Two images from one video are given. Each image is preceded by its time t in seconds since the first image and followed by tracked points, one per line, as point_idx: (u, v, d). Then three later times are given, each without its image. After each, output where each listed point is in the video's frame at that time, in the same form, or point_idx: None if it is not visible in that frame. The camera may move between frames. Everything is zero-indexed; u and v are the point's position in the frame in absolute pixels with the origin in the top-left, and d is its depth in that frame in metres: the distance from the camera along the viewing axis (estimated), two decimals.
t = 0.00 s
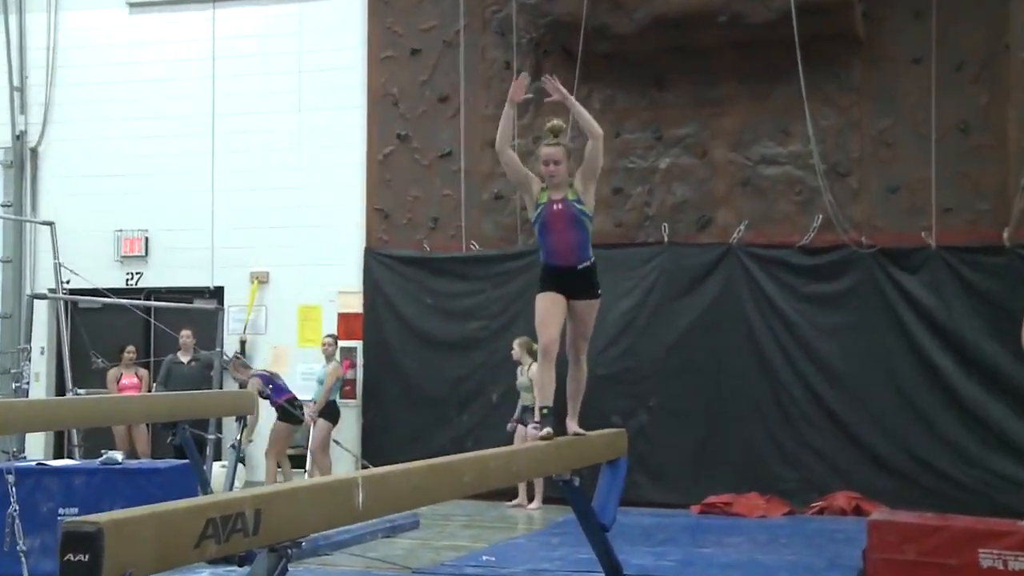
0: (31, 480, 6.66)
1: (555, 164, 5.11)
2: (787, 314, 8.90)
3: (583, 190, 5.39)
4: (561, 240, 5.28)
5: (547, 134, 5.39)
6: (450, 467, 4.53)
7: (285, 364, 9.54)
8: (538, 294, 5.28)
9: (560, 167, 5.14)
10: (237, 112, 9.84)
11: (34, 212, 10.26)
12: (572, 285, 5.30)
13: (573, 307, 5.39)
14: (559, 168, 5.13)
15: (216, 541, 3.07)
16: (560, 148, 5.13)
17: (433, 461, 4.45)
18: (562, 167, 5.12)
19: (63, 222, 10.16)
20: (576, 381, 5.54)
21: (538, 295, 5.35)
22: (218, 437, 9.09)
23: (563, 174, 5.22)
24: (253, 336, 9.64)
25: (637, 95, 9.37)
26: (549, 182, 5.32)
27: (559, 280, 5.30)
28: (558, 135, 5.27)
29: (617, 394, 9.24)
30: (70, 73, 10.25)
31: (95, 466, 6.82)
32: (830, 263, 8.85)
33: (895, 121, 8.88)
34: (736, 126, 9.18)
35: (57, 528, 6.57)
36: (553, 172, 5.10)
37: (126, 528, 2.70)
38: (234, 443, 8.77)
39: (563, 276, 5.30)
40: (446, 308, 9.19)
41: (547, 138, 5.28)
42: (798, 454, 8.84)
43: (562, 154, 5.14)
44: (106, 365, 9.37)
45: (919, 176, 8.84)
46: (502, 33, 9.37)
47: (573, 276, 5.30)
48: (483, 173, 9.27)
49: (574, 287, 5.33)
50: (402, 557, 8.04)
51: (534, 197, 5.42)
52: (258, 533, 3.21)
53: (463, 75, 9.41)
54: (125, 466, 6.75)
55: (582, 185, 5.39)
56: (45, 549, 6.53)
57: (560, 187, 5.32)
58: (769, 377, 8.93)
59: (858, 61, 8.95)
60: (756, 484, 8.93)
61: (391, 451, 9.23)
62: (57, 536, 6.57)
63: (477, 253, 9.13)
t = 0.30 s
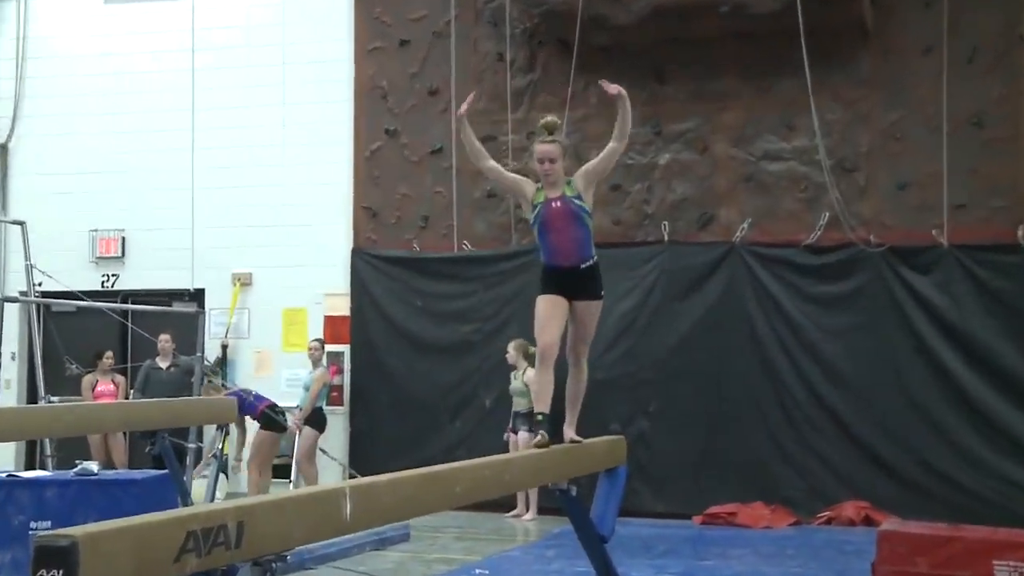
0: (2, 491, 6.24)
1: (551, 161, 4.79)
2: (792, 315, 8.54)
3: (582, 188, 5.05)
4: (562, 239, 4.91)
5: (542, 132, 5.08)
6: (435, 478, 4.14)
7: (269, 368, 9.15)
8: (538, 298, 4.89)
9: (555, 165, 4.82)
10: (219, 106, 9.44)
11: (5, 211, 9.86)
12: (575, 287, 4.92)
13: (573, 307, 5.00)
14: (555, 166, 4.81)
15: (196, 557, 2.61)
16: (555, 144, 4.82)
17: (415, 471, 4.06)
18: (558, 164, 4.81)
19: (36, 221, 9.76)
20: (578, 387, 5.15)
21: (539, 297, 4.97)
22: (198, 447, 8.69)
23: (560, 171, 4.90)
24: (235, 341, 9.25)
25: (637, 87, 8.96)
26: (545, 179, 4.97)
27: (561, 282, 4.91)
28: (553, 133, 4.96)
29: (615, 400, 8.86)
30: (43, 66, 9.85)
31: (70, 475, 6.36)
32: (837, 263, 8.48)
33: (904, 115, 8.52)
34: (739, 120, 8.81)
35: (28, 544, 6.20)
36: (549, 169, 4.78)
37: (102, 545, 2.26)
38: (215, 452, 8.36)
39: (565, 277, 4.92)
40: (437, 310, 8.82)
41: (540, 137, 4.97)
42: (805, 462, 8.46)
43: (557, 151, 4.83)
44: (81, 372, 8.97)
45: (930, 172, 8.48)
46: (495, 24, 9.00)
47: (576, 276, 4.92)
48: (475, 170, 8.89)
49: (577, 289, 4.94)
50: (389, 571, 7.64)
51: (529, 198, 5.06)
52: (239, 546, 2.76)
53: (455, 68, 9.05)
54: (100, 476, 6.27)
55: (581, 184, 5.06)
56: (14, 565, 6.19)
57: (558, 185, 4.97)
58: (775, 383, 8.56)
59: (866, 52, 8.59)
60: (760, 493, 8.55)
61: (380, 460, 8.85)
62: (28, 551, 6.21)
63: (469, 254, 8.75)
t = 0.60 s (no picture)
0: None
1: (552, 151, 4.43)
2: (797, 318, 8.18)
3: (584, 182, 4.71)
4: (557, 234, 4.55)
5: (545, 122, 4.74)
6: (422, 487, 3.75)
7: (248, 374, 8.75)
8: (529, 296, 4.53)
9: (557, 155, 4.46)
10: (197, 100, 9.04)
11: None
12: (566, 286, 4.57)
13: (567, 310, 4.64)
14: (556, 156, 4.45)
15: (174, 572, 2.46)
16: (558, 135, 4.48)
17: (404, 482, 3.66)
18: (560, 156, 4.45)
19: (5, 220, 9.34)
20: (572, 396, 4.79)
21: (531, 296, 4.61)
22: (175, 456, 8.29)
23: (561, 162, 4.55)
24: (214, 345, 8.85)
25: (633, 86, 8.45)
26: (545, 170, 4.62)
27: (552, 278, 4.55)
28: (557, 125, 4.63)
29: (612, 407, 8.48)
30: (12, 58, 9.44)
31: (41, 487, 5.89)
32: (843, 264, 8.13)
33: (914, 108, 8.15)
34: (740, 114, 8.42)
35: None
36: (550, 161, 4.42)
37: (73, 557, 2.14)
38: (193, 462, 7.95)
39: (557, 275, 4.56)
40: (425, 313, 8.44)
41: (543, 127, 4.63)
42: (810, 472, 8.09)
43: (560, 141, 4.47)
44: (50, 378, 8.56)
45: (940, 168, 8.11)
46: (486, 14, 8.61)
47: (568, 276, 4.56)
48: (464, 167, 8.51)
49: (570, 290, 4.58)
50: None
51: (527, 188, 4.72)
52: (219, 563, 2.58)
53: (444, 60, 8.67)
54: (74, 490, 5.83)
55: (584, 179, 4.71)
56: None
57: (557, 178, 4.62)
58: (779, 390, 8.20)
59: (874, 43, 8.21)
60: (764, 504, 8.18)
61: (366, 470, 8.46)
62: None
63: (459, 254, 8.38)
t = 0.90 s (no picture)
0: None
1: (553, 148, 4.21)
2: (805, 322, 7.81)
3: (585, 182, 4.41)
4: (552, 233, 4.27)
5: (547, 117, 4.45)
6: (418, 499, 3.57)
7: (232, 380, 8.40)
8: (525, 299, 4.25)
9: (559, 152, 4.24)
10: (178, 93, 8.69)
11: None
12: (563, 289, 4.27)
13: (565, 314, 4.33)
14: (557, 153, 4.23)
15: None
16: (560, 130, 4.21)
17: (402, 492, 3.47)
18: (562, 154, 4.24)
19: None
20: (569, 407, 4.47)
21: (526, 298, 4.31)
22: (154, 466, 7.93)
23: (562, 159, 4.26)
24: (195, 350, 8.49)
25: (632, 76, 8.15)
26: (545, 166, 4.31)
27: (548, 281, 4.26)
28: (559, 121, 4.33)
29: (612, 415, 8.11)
30: None
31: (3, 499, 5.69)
32: (854, 266, 7.77)
33: (927, 102, 7.80)
34: (746, 108, 8.05)
35: None
36: (550, 157, 4.19)
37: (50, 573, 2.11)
38: (174, 472, 7.59)
39: (553, 278, 4.27)
40: (416, 316, 8.09)
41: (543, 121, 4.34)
42: (819, 483, 7.73)
43: (562, 139, 4.26)
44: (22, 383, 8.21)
45: (956, 165, 7.76)
46: (479, 4, 8.27)
47: (563, 278, 4.27)
48: (457, 164, 8.18)
49: (568, 293, 4.29)
50: None
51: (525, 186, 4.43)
52: None
53: (436, 52, 8.32)
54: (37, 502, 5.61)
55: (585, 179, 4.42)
56: None
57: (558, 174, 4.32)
58: (786, 397, 7.84)
59: (886, 34, 7.85)
60: (770, 516, 7.81)
61: (355, 480, 8.10)
62: None
63: (452, 255, 8.03)
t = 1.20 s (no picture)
0: None
1: (554, 135, 3.90)
2: (822, 324, 7.46)
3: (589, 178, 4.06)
4: (550, 227, 3.92)
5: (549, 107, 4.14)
6: (417, 508, 3.29)
7: (222, 385, 8.06)
8: (522, 298, 3.91)
9: (560, 141, 3.93)
10: (166, 85, 8.35)
11: None
12: (564, 287, 3.92)
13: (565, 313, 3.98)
14: (558, 142, 3.91)
15: None
16: (561, 116, 3.89)
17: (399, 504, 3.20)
18: (563, 143, 3.93)
19: None
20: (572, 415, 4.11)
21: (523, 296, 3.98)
22: (140, 475, 7.58)
23: (564, 148, 3.94)
24: (183, 353, 8.15)
25: (640, 67, 7.83)
26: (545, 156, 3.98)
27: (546, 278, 3.91)
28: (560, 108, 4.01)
29: (619, 420, 7.75)
30: None
31: None
32: (872, 265, 7.41)
33: (949, 94, 7.46)
34: (759, 101, 7.70)
35: None
36: (551, 145, 3.88)
37: None
38: (160, 482, 7.24)
39: (550, 275, 3.92)
40: (414, 318, 7.75)
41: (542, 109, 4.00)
42: (836, 492, 7.37)
43: (563, 127, 3.95)
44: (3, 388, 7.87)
45: (979, 160, 7.41)
46: None
47: (564, 276, 3.93)
48: (458, 159, 7.85)
49: (570, 292, 3.94)
50: None
51: (522, 179, 4.10)
52: None
53: (435, 41, 7.98)
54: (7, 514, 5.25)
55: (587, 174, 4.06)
56: None
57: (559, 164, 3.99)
58: (801, 402, 7.48)
59: (906, 22, 7.51)
60: (785, 527, 7.45)
61: (350, 489, 7.75)
62: None
63: (452, 254, 7.68)
